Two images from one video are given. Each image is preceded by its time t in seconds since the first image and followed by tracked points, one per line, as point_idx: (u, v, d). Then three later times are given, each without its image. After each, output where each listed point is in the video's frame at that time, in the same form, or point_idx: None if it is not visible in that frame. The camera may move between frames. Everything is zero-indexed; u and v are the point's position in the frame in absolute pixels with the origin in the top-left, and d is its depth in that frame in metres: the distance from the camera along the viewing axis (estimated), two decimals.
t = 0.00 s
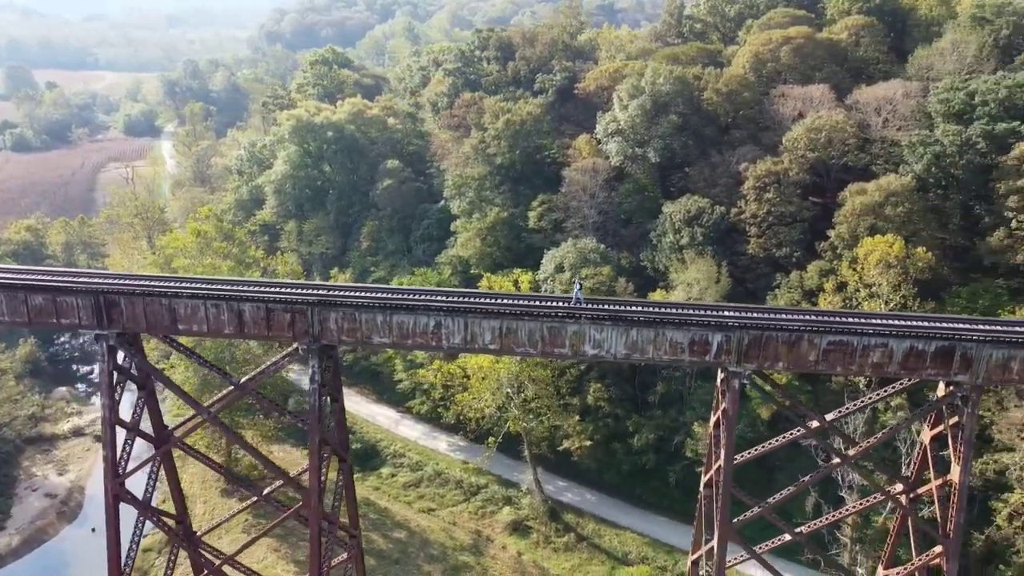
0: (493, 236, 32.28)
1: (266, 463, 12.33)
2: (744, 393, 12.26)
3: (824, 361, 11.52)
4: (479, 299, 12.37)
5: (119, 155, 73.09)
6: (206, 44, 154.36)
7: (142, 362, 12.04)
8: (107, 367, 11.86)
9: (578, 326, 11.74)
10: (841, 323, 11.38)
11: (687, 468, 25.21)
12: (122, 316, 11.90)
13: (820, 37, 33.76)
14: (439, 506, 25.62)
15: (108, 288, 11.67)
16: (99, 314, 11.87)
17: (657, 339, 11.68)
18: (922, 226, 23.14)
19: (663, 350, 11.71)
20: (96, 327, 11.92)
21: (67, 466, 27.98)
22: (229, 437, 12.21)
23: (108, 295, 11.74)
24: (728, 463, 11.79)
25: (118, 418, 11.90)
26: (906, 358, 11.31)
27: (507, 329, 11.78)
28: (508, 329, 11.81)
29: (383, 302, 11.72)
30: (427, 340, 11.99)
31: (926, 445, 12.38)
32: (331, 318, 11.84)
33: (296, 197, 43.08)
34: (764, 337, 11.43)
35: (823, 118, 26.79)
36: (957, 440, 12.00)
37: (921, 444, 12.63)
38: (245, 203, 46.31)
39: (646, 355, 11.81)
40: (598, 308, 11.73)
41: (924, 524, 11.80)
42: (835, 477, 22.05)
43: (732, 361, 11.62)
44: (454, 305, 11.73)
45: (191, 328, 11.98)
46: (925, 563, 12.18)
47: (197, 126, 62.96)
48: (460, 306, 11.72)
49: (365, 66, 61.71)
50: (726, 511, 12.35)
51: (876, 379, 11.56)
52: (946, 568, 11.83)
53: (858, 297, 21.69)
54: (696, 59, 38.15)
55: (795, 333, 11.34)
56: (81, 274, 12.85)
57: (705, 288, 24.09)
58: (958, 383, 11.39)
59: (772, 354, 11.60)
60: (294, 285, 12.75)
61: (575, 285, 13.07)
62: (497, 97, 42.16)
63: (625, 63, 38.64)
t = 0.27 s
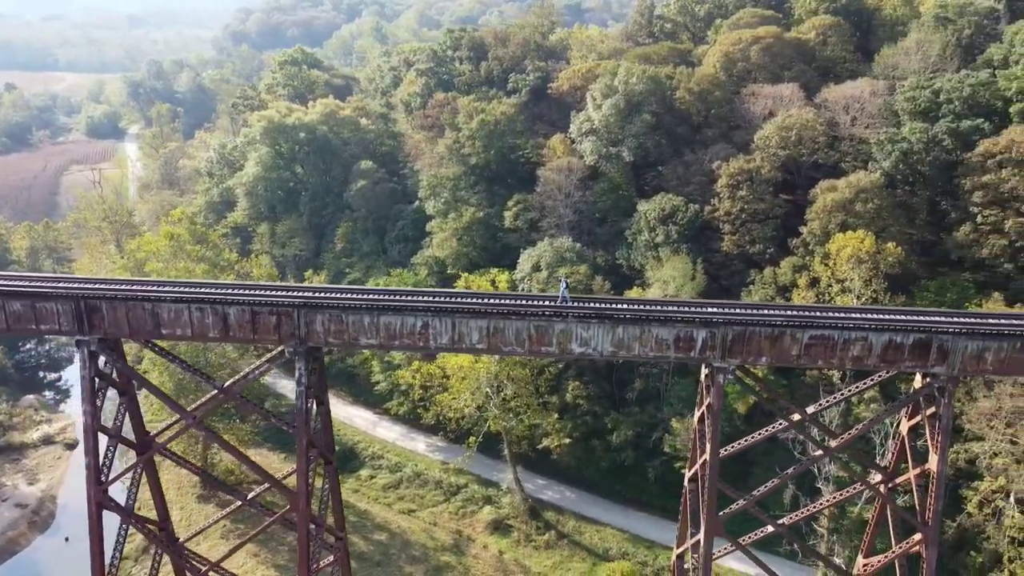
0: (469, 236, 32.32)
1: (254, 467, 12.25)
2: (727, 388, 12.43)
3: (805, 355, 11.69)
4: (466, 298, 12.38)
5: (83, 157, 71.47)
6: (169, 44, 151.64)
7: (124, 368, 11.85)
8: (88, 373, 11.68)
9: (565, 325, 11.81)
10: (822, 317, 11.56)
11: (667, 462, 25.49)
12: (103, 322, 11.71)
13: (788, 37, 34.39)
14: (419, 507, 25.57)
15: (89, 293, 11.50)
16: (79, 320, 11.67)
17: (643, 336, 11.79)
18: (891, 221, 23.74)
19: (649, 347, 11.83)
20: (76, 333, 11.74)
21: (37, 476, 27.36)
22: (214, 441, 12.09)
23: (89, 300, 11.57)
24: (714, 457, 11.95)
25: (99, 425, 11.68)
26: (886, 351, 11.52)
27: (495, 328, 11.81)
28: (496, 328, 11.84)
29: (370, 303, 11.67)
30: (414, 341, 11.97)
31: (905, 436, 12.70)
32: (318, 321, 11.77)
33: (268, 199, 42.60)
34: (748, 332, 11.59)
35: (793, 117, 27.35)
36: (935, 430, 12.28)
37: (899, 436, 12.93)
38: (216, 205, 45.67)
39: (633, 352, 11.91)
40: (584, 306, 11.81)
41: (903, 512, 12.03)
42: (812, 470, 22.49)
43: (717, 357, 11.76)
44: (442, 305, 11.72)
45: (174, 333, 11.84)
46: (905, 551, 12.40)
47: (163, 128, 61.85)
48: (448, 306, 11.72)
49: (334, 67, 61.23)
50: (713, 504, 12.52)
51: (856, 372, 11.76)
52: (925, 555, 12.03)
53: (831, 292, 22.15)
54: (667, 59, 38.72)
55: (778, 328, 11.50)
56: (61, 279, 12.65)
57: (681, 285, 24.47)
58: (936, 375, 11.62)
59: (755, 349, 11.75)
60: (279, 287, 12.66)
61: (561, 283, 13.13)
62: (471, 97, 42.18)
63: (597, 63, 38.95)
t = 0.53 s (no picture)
0: (443, 236, 32.33)
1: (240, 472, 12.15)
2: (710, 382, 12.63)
3: (786, 349, 11.93)
4: (452, 299, 12.42)
5: (39, 161, 69.50)
6: (127, 44, 148.28)
7: (104, 374, 11.64)
8: (67, 380, 11.45)
9: (551, 323, 11.90)
10: (801, 311, 11.79)
11: (644, 457, 25.84)
12: (83, 327, 11.52)
13: (754, 37, 35.06)
14: (397, 508, 25.49)
15: (68, 298, 11.30)
16: (58, 326, 11.46)
17: (628, 333, 11.92)
18: (858, 217, 24.39)
19: (634, 344, 11.97)
20: (55, 339, 11.52)
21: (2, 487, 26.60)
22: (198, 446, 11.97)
23: (68, 306, 11.37)
24: (698, 450, 12.15)
25: (80, 432, 11.46)
26: (863, 344, 11.80)
27: (482, 327, 11.87)
28: (482, 327, 11.90)
29: (356, 304, 11.65)
30: (401, 341, 11.97)
31: (880, 427, 12.99)
32: (303, 323, 11.72)
33: (237, 201, 42.00)
34: (730, 327, 11.79)
35: (761, 115, 27.95)
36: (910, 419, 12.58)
37: (875, 426, 13.21)
38: (183, 208, 44.86)
39: (618, 349, 12.05)
40: (570, 304, 11.91)
41: (881, 499, 12.30)
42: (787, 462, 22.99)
43: (700, 352, 11.95)
44: (428, 305, 11.75)
45: (156, 338, 11.68)
46: (883, 539, 12.62)
47: (125, 130, 60.55)
48: (434, 306, 11.75)
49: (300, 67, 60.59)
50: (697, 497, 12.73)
51: (835, 364, 12.02)
52: (903, 542, 12.30)
53: (802, 287, 22.68)
54: (635, 59, 39.32)
55: (758, 323, 11.72)
56: (37, 285, 12.40)
57: (655, 282, 24.82)
58: (911, 366, 11.92)
59: (737, 344, 11.96)
60: (263, 290, 12.58)
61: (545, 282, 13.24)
62: (441, 97, 42.15)
63: (567, 63, 39.26)
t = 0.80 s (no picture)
0: (420, 236, 32.29)
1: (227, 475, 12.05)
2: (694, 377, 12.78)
3: (769, 343, 12.11)
4: (440, 299, 12.44)
5: None
6: (89, 44, 145.13)
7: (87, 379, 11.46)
8: (49, 386, 11.27)
9: (539, 321, 11.98)
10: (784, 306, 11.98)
11: (624, 453, 26.11)
12: (65, 333, 11.36)
13: (725, 36, 35.58)
14: (377, 509, 25.41)
15: (50, 303, 11.14)
16: (40, 331, 11.28)
17: (614, 330, 12.03)
18: (830, 213, 24.93)
19: (620, 341, 12.07)
20: (36, 345, 11.35)
21: None
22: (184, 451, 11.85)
23: (50, 310, 11.20)
24: (685, 445, 12.31)
25: (62, 439, 11.27)
26: (843, 337, 12.01)
27: (470, 327, 11.91)
28: (471, 327, 11.94)
29: (345, 306, 11.62)
30: (389, 341, 11.96)
31: (859, 416, 13.17)
32: (291, 325, 11.66)
33: (209, 203, 41.42)
34: (715, 323, 11.94)
35: (734, 113, 28.41)
36: (889, 410, 12.79)
37: (854, 416, 13.41)
38: (153, 211, 44.12)
39: (604, 346, 12.15)
40: (557, 303, 11.99)
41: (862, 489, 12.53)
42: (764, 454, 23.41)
43: (685, 347, 12.09)
44: (416, 305, 11.76)
45: (141, 342, 11.55)
46: (865, 528, 12.85)
47: (90, 131, 59.34)
48: (422, 306, 11.77)
49: (270, 67, 59.94)
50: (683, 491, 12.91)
51: (817, 358, 12.23)
52: (883, 530, 12.56)
53: (776, 283, 23.09)
54: (609, 58, 39.73)
55: (742, 318, 11.89)
56: (16, 290, 12.19)
57: (632, 280, 25.10)
58: (889, 358, 12.17)
59: (722, 339, 12.11)
60: (249, 293, 12.51)
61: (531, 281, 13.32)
62: (416, 97, 42.06)
63: (541, 63, 39.44)
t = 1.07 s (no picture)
0: (396, 236, 32.21)
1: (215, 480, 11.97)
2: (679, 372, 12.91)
3: (752, 338, 12.25)
4: (427, 299, 12.44)
5: None
6: (46, 44, 141.71)
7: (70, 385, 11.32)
8: (32, 393, 11.10)
9: (526, 320, 12.04)
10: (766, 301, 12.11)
11: (602, 449, 26.37)
12: (48, 339, 11.21)
13: (694, 36, 36.11)
14: (357, 512, 25.29)
15: (32, 308, 10.97)
16: (21, 337, 11.11)
17: (601, 327, 12.10)
18: (800, 209, 25.49)
19: (607, 338, 12.14)
20: (18, 351, 11.16)
21: None
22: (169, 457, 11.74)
23: (32, 316, 11.02)
24: (670, 440, 12.46)
25: (45, 447, 11.14)
26: (824, 331, 12.16)
27: (458, 326, 11.94)
28: (459, 326, 11.97)
29: (332, 307, 11.57)
30: (377, 342, 11.93)
31: (839, 408, 13.48)
32: (278, 327, 11.58)
33: (179, 206, 40.74)
34: (699, 319, 12.05)
35: (706, 112, 28.87)
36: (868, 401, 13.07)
37: (834, 408, 13.73)
38: (120, 214, 43.24)
39: (591, 343, 12.23)
40: (544, 301, 12.04)
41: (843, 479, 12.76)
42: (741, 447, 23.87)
43: (670, 343, 12.18)
44: (404, 306, 11.75)
45: (126, 346, 11.42)
46: (846, 517, 13.07)
47: (52, 133, 57.96)
48: (410, 307, 11.77)
49: (237, 67, 59.19)
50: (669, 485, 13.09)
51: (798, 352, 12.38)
52: (864, 518, 12.77)
53: (750, 279, 23.44)
54: (580, 58, 40.11)
55: (726, 313, 12.01)
56: None
57: (608, 278, 25.36)
58: (868, 351, 12.34)
59: (706, 335, 12.22)
60: (236, 296, 12.43)
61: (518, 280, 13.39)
62: (388, 97, 41.92)
63: (514, 63, 39.63)
